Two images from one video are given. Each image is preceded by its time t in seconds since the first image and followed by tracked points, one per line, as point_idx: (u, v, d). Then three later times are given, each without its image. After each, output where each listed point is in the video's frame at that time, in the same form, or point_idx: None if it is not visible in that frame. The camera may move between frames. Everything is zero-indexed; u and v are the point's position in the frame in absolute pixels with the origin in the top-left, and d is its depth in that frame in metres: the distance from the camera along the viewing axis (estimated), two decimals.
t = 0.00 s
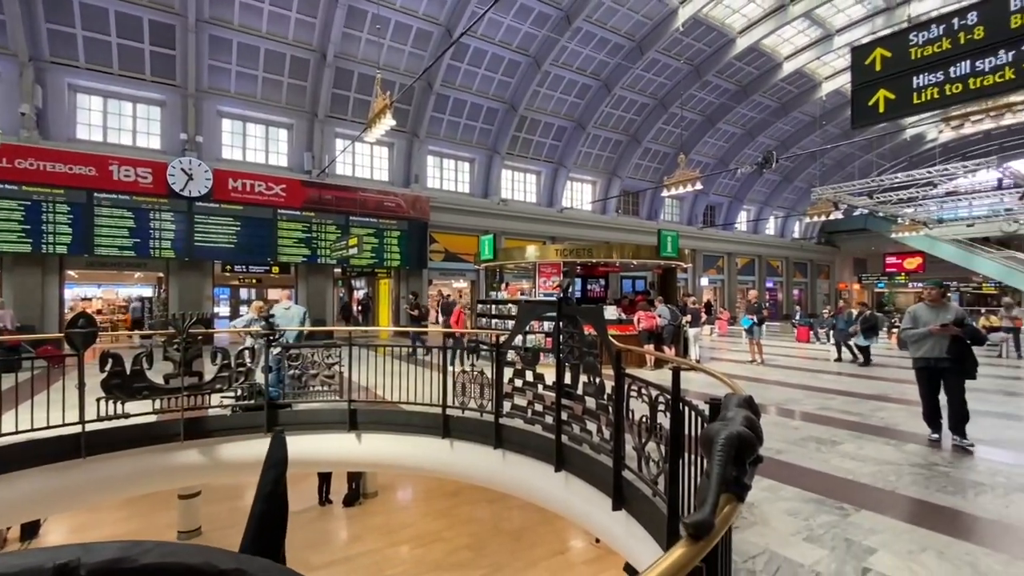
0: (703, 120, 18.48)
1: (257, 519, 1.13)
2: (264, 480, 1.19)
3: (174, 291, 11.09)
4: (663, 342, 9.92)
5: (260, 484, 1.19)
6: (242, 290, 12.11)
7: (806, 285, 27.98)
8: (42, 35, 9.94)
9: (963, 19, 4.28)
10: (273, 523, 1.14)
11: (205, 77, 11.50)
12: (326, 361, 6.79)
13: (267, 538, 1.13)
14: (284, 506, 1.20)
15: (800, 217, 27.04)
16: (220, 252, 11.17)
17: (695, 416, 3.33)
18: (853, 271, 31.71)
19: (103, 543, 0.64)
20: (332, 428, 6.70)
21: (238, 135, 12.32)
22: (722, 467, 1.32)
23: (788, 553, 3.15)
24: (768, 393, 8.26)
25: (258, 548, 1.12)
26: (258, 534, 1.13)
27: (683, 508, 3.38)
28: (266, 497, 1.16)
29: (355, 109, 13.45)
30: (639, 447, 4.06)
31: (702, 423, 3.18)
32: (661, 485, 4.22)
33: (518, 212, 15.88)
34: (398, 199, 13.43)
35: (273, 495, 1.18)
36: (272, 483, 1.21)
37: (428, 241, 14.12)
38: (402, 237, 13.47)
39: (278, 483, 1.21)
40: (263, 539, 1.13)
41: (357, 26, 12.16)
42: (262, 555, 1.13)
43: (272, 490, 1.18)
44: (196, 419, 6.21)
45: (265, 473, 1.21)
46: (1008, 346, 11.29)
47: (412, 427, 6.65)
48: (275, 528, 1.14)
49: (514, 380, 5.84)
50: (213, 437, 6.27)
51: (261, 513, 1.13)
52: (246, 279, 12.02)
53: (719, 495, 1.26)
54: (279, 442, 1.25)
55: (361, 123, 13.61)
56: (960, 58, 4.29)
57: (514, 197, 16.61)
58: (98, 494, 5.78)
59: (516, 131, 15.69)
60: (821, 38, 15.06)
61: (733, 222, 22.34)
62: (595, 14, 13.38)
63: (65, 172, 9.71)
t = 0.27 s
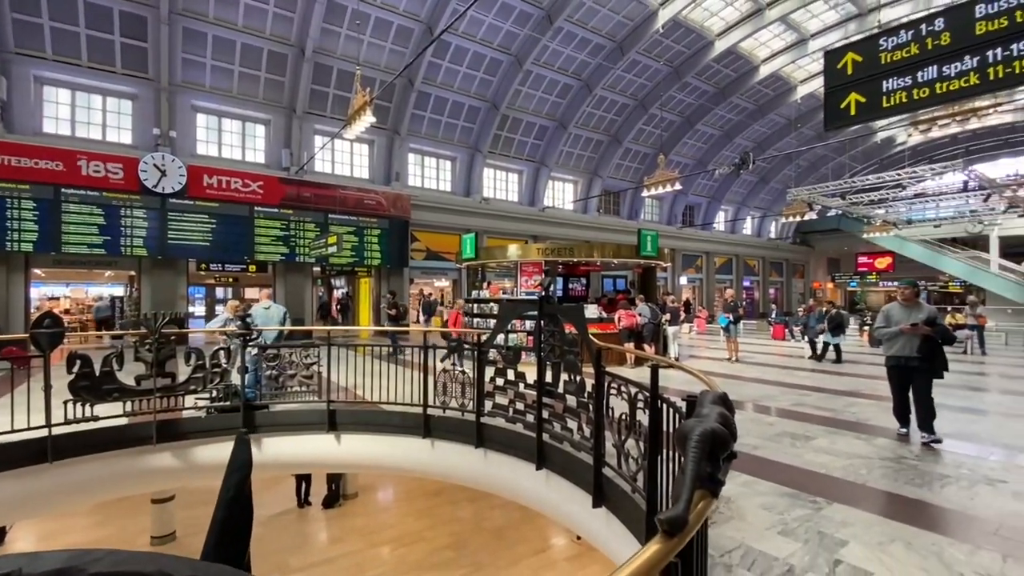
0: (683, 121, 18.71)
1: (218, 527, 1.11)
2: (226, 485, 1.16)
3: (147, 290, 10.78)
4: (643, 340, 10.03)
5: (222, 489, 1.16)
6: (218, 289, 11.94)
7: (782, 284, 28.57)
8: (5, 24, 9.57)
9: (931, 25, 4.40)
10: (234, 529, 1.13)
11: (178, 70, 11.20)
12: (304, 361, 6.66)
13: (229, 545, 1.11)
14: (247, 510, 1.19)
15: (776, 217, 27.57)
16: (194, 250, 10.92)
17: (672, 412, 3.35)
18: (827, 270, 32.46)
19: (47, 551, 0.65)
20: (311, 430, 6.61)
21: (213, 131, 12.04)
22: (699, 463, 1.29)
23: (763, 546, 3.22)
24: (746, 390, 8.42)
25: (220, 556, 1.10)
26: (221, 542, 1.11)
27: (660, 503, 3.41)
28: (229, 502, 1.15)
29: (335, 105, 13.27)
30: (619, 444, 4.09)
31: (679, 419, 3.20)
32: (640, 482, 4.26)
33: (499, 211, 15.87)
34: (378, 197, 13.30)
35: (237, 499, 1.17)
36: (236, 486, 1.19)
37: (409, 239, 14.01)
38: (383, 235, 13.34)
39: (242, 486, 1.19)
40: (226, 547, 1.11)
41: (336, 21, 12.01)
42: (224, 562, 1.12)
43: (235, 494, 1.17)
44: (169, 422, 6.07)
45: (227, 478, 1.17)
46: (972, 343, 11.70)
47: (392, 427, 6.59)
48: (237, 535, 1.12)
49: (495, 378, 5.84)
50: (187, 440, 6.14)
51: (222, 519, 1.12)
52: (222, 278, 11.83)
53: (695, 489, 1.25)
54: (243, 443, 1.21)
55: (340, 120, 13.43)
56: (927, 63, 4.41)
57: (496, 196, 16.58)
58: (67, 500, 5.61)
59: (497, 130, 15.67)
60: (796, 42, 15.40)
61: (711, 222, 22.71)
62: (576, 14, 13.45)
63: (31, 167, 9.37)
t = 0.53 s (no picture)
0: (663, 122, 18.92)
1: (179, 535, 1.15)
2: (189, 492, 1.19)
3: (120, 289, 10.44)
4: (624, 338, 10.12)
5: (185, 495, 1.19)
6: (194, 288, 11.73)
7: (759, 283, 29.10)
8: None
9: (901, 31, 4.51)
10: (196, 536, 1.16)
11: (152, 63, 10.90)
12: (287, 361, 6.51)
13: (191, 552, 1.15)
14: (211, 515, 1.22)
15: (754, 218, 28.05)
16: (169, 248, 10.66)
17: (651, 409, 3.38)
18: (802, 269, 33.16)
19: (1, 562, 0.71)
20: (290, 431, 6.52)
21: (190, 126, 11.77)
22: (675, 461, 1.31)
23: (740, 541, 3.28)
24: (724, 387, 8.57)
25: (181, 564, 1.13)
26: (183, 549, 1.14)
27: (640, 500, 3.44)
28: (192, 507, 1.18)
29: (314, 101, 13.08)
30: (600, 442, 4.11)
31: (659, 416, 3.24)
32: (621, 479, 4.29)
33: (482, 210, 15.84)
34: (360, 195, 13.16)
35: (200, 503, 1.19)
36: (201, 490, 1.22)
37: (391, 238, 13.90)
38: (364, 234, 13.21)
39: (207, 489, 1.23)
40: (188, 554, 1.15)
41: (316, 17, 11.86)
42: (186, 567, 1.15)
43: (200, 497, 1.20)
44: (143, 425, 5.92)
45: (189, 485, 1.20)
46: (940, 340, 12.10)
47: (373, 428, 6.52)
48: (198, 544, 1.16)
49: (478, 377, 5.83)
50: (161, 443, 6.01)
51: (187, 523, 1.16)
52: (198, 277, 11.60)
53: (669, 485, 1.25)
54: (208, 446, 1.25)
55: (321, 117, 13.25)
56: (897, 68, 4.53)
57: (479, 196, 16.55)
58: (35, 506, 5.43)
59: (480, 128, 15.64)
60: (773, 46, 15.71)
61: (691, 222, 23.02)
62: (558, 14, 13.51)
63: None
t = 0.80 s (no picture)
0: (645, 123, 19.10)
1: (139, 542, 1.00)
2: (151, 495, 1.05)
3: (92, 288, 10.12)
4: (606, 337, 10.19)
5: (146, 500, 1.05)
6: (170, 287, 11.49)
7: (738, 282, 29.56)
8: None
9: (873, 36, 4.64)
10: (157, 545, 1.02)
11: (126, 57, 10.60)
12: (264, 362, 6.42)
13: (154, 562, 1.00)
14: (175, 520, 1.08)
15: (733, 218, 28.50)
16: (142, 246, 10.40)
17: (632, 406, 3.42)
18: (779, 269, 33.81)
19: None
20: (269, 433, 6.42)
21: (164, 122, 11.48)
22: (648, 457, 1.35)
23: (719, 535, 3.34)
24: (705, 384, 8.69)
25: None
26: (144, 561, 1.00)
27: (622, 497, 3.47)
28: (154, 512, 1.04)
29: (294, 98, 12.88)
30: (581, 440, 4.14)
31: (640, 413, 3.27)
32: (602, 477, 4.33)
33: (465, 209, 15.80)
34: (341, 193, 13.01)
35: (163, 509, 1.05)
36: (165, 493, 1.08)
37: (372, 236, 13.76)
38: (345, 232, 13.07)
39: (170, 493, 1.09)
40: (150, 566, 1.00)
41: (296, 12, 11.67)
42: None
43: (163, 502, 1.06)
44: (116, 428, 5.76)
45: (151, 488, 1.06)
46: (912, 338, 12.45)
47: (354, 429, 6.45)
48: (163, 552, 1.02)
49: (460, 377, 5.82)
50: (134, 446, 5.87)
51: (148, 532, 1.02)
52: (175, 276, 11.37)
53: (645, 483, 1.28)
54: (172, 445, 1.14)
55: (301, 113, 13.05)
56: (870, 72, 4.65)
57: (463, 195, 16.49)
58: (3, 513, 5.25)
59: (463, 127, 15.58)
60: (751, 49, 15.99)
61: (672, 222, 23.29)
62: (542, 14, 13.53)
63: None
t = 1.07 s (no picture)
0: (628, 124, 19.26)
1: (104, 547, 0.92)
2: (116, 499, 0.94)
3: (64, 288, 9.84)
4: (590, 336, 10.24)
5: (110, 504, 0.95)
6: (145, 287, 11.32)
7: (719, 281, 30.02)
8: None
9: (847, 41, 4.74)
10: (123, 555, 0.93)
11: (99, 50, 10.31)
12: (243, 363, 6.32)
13: None
14: (140, 524, 0.99)
15: (713, 219, 28.89)
16: (116, 245, 10.14)
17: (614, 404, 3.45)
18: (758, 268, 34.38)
19: None
20: (248, 435, 6.31)
21: (139, 117, 11.20)
22: (627, 455, 1.35)
23: (699, 531, 3.39)
24: (686, 382, 8.80)
25: None
26: (106, 569, 0.92)
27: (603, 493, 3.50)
28: (119, 519, 0.94)
29: (274, 94, 12.67)
30: (564, 439, 4.16)
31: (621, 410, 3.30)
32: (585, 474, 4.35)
33: (449, 208, 15.73)
34: (322, 191, 12.85)
35: (128, 516, 0.95)
36: (131, 496, 0.98)
37: (355, 235, 13.62)
38: (327, 231, 12.91)
39: (137, 498, 0.99)
40: (113, 575, 0.92)
41: (276, 7, 11.49)
42: None
43: (127, 507, 0.96)
44: (88, 432, 5.60)
45: (117, 491, 0.96)
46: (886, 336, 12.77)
47: (336, 430, 6.38)
48: (129, 561, 0.93)
49: (443, 377, 5.79)
50: (107, 449, 5.71)
51: (112, 539, 0.92)
52: (151, 275, 11.15)
53: (624, 481, 1.28)
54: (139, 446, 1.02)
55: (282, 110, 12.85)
56: (844, 76, 4.76)
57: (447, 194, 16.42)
58: None
59: (447, 126, 15.50)
60: (731, 52, 16.17)
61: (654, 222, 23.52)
62: (525, 13, 13.53)
63: None
